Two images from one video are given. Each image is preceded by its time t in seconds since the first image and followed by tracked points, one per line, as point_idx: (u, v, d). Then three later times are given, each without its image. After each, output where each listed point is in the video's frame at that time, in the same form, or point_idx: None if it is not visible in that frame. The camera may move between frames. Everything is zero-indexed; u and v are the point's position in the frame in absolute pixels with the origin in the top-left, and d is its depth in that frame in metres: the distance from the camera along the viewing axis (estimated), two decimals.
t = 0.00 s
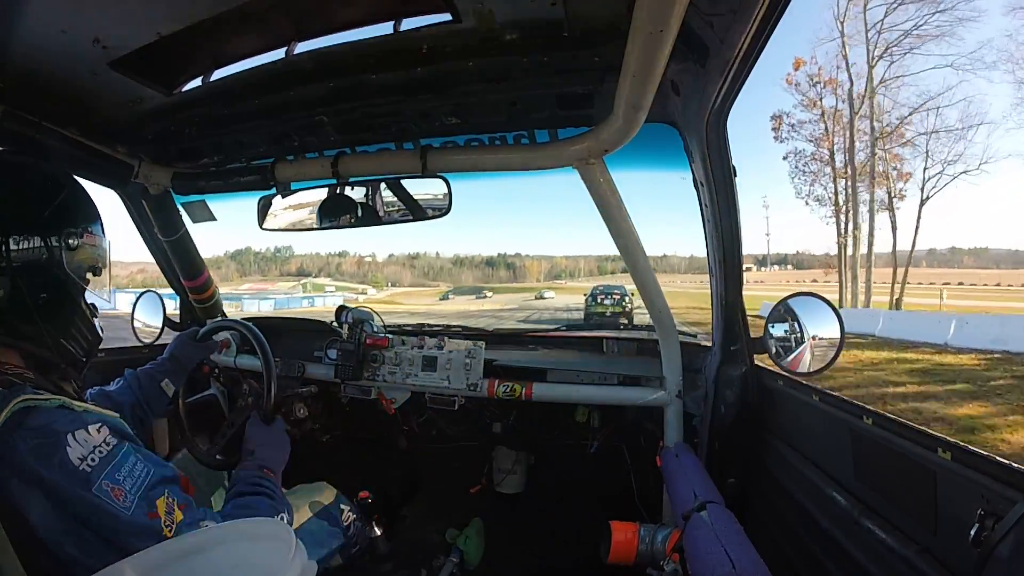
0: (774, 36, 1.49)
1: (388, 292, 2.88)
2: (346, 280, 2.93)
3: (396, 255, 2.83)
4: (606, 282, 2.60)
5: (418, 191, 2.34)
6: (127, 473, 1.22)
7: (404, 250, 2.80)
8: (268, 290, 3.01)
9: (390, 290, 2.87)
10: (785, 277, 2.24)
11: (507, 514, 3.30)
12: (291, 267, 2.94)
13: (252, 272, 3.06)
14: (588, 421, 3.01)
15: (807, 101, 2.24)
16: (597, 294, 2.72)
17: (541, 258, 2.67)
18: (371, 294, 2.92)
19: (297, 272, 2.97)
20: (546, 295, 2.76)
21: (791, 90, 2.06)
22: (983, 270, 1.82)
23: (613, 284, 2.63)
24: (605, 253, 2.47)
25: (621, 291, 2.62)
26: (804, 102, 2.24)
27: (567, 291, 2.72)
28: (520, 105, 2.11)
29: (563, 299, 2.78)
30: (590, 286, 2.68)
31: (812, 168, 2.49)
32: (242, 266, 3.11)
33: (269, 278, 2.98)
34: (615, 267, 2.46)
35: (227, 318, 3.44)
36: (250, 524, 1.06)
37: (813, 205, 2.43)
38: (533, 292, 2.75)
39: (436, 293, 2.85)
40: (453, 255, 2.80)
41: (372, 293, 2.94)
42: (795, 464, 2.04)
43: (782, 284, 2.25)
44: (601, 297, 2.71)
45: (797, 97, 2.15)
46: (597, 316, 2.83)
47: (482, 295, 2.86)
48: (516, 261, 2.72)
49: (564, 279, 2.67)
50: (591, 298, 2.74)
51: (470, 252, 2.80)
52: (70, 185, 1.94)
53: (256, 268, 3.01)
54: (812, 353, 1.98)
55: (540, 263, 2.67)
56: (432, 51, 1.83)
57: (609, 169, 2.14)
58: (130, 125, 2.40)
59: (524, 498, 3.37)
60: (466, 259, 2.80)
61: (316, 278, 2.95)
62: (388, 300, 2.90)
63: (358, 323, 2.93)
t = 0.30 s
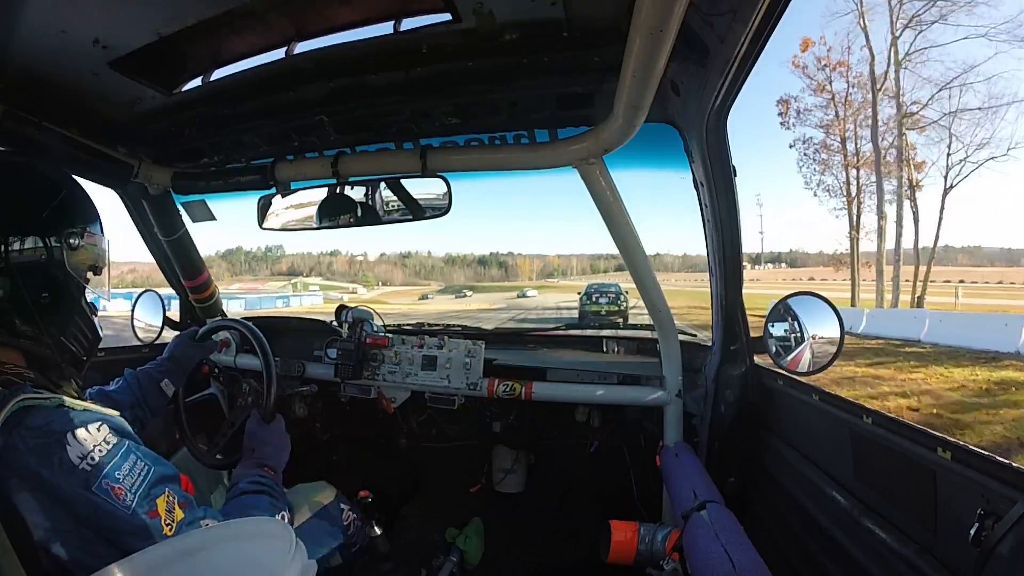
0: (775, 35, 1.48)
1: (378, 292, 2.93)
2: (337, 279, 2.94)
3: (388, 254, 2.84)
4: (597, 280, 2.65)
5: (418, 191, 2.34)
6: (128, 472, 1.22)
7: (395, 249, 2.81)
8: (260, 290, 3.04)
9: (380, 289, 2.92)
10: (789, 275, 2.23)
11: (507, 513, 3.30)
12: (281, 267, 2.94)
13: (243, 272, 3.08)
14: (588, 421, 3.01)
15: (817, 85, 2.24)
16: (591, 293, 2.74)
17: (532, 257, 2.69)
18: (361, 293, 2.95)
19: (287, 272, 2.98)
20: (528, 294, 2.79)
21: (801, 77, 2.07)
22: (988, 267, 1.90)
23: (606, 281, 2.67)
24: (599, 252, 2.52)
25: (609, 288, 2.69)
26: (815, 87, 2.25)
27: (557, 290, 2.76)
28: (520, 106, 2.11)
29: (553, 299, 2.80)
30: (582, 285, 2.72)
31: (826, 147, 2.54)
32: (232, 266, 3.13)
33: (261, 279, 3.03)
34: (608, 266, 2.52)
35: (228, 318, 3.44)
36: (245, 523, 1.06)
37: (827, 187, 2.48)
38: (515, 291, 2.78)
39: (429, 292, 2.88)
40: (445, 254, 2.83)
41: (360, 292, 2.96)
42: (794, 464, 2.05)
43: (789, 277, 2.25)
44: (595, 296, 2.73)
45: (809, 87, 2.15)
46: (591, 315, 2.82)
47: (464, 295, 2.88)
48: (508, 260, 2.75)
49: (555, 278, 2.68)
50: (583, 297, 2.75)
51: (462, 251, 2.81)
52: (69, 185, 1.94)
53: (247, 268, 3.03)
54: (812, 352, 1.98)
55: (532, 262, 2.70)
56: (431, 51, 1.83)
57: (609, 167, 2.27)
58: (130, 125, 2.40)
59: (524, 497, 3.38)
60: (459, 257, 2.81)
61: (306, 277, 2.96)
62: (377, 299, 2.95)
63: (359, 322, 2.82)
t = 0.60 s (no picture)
0: (774, 36, 1.48)
1: (368, 294, 2.95)
2: (329, 281, 3.00)
3: (379, 256, 2.90)
4: (593, 281, 2.66)
5: (418, 191, 2.34)
6: (128, 471, 1.22)
7: (388, 251, 2.87)
8: (250, 291, 3.18)
9: (373, 291, 2.93)
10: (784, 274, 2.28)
11: (507, 513, 3.30)
12: (273, 268, 3.04)
13: (235, 273, 3.26)
14: (588, 421, 3.01)
15: (828, 70, 2.32)
16: (584, 294, 2.78)
17: (525, 258, 2.72)
18: (353, 295, 2.97)
19: (279, 274, 3.07)
20: (510, 295, 2.84)
21: (814, 57, 2.10)
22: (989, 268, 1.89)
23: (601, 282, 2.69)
24: (591, 253, 2.56)
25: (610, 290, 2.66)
26: (826, 73, 2.30)
27: (552, 291, 2.78)
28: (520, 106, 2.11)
29: (544, 300, 2.84)
30: (578, 286, 2.74)
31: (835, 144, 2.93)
32: (225, 267, 3.29)
33: (253, 280, 3.14)
34: (602, 267, 2.56)
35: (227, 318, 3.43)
36: (243, 520, 1.06)
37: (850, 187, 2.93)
38: (494, 293, 2.85)
39: (420, 293, 2.93)
40: (437, 255, 2.87)
41: (353, 294, 2.98)
42: (794, 464, 2.05)
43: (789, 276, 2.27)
44: (588, 296, 2.77)
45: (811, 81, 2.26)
46: (584, 315, 2.88)
47: (440, 296, 2.93)
48: (500, 261, 2.78)
49: (547, 279, 2.72)
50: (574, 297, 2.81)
51: (454, 253, 2.87)
52: (70, 185, 1.94)
53: (239, 269, 3.17)
54: (812, 352, 1.98)
55: (525, 263, 2.73)
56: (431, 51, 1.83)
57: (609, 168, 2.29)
58: (130, 125, 2.40)
59: (524, 498, 3.38)
60: (451, 259, 2.87)
61: (299, 279, 3.04)
62: (369, 302, 2.96)
63: (358, 322, 2.86)
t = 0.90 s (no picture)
0: (773, 37, 1.49)
1: (359, 294, 2.97)
2: (320, 281, 3.02)
3: (371, 257, 2.92)
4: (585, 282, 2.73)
5: (417, 191, 2.34)
6: (128, 472, 1.22)
7: (381, 251, 2.88)
8: (243, 290, 3.28)
9: (363, 291, 2.96)
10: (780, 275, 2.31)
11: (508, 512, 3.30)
12: (265, 268, 3.08)
13: (225, 273, 3.33)
14: (588, 421, 3.01)
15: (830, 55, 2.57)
16: (576, 295, 2.81)
17: (518, 259, 2.76)
18: (343, 296, 2.99)
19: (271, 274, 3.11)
20: (490, 296, 2.91)
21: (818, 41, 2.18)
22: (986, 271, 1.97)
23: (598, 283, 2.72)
24: (586, 255, 2.60)
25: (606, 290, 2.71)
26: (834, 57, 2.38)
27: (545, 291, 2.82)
28: (520, 105, 2.11)
29: (531, 301, 2.87)
30: (568, 287, 2.79)
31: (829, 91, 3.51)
32: (216, 268, 3.34)
33: (245, 280, 3.21)
34: (596, 269, 2.61)
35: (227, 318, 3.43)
36: (240, 523, 1.06)
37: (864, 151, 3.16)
38: (476, 294, 2.92)
39: (410, 294, 2.98)
40: (430, 256, 2.91)
41: (344, 295, 3.00)
42: (794, 463, 2.05)
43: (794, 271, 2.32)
44: (580, 297, 2.80)
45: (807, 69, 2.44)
46: (576, 317, 2.88)
47: (421, 297, 3.00)
48: (494, 262, 2.82)
49: (541, 280, 2.77)
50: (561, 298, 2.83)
51: (446, 254, 2.91)
52: (68, 185, 1.94)
53: (231, 268, 3.27)
54: (812, 353, 1.98)
55: (518, 264, 2.77)
56: (431, 51, 1.83)
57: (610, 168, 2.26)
58: (130, 125, 2.40)
59: (524, 497, 3.38)
60: (443, 260, 2.91)
61: (290, 279, 3.07)
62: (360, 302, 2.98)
63: (359, 321, 2.87)
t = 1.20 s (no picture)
0: (773, 37, 1.49)
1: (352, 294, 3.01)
2: (313, 282, 2.98)
3: (365, 257, 2.94)
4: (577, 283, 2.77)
5: (418, 191, 2.34)
6: (128, 471, 1.22)
7: (374, 251, 2.89)
8: (235, 290, 3.34)
9: (354, 293, 3.00)
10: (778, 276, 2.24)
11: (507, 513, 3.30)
12: (258, 268, 3.01)
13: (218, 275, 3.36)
14: (588, 421, 3.01)
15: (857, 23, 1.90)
16: (570, 296, 2.82)
17: (512, 261, 2.81)
18: (334, 296, 3.03)
19: (263, 274, 3.04)
20: (472, 298, 2.98)
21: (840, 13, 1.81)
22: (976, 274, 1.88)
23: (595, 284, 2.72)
24: (581, 255, 2.64)
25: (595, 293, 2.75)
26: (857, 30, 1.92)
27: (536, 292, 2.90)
28: (520, 105, 2.11)
29: (522, 302, 2.96)
30: (559, 288, 2.86)
31: (869, 127, 2.27)
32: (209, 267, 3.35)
33: (236, 279, 3.26)
34: (590, 270, 2.65)
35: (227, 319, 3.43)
36: (237, 523, 1.05)
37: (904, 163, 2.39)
38: (459, 295, 2.97)
39: (404, 294, 2.98)
40: (423, 256, 2.90)
41: (336, 295, 3.04)
42: (794, 464, 2.05)
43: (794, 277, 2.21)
44: (573, 298, 2.82)
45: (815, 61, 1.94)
46: (567, 318, 2.91)
47: (400, 301, 3.00)
48: (488, 262, 2.86)
49: (534, 281, 2.85)
50: (543, 298, 2.93)
51: (440, 253, 2.92)
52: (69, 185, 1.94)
53: (223, 269, 3.31)
54: (812, 353, 1.98)
55: (511, 266, 2.82)
56: (431, 51, 1.83)
57: (610, 169, 2.27)
58: (130, 125, 2.40)
59: (524, 498, 3.38)
60: (437, 260, 2.91)
61: (283, 280, 2.98)
62: (349, 303, 3.04)
63: (359, 322, 2.88)
